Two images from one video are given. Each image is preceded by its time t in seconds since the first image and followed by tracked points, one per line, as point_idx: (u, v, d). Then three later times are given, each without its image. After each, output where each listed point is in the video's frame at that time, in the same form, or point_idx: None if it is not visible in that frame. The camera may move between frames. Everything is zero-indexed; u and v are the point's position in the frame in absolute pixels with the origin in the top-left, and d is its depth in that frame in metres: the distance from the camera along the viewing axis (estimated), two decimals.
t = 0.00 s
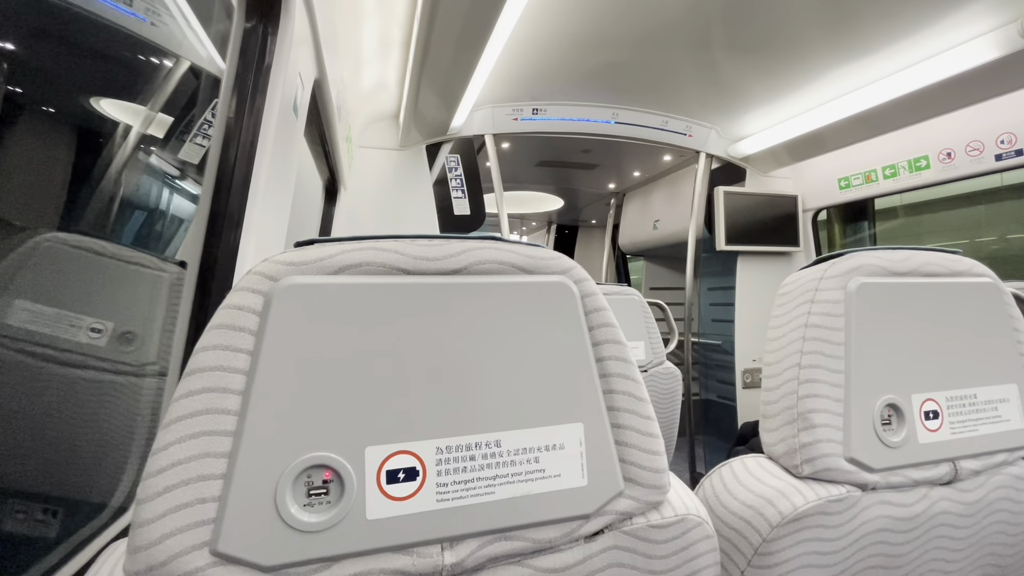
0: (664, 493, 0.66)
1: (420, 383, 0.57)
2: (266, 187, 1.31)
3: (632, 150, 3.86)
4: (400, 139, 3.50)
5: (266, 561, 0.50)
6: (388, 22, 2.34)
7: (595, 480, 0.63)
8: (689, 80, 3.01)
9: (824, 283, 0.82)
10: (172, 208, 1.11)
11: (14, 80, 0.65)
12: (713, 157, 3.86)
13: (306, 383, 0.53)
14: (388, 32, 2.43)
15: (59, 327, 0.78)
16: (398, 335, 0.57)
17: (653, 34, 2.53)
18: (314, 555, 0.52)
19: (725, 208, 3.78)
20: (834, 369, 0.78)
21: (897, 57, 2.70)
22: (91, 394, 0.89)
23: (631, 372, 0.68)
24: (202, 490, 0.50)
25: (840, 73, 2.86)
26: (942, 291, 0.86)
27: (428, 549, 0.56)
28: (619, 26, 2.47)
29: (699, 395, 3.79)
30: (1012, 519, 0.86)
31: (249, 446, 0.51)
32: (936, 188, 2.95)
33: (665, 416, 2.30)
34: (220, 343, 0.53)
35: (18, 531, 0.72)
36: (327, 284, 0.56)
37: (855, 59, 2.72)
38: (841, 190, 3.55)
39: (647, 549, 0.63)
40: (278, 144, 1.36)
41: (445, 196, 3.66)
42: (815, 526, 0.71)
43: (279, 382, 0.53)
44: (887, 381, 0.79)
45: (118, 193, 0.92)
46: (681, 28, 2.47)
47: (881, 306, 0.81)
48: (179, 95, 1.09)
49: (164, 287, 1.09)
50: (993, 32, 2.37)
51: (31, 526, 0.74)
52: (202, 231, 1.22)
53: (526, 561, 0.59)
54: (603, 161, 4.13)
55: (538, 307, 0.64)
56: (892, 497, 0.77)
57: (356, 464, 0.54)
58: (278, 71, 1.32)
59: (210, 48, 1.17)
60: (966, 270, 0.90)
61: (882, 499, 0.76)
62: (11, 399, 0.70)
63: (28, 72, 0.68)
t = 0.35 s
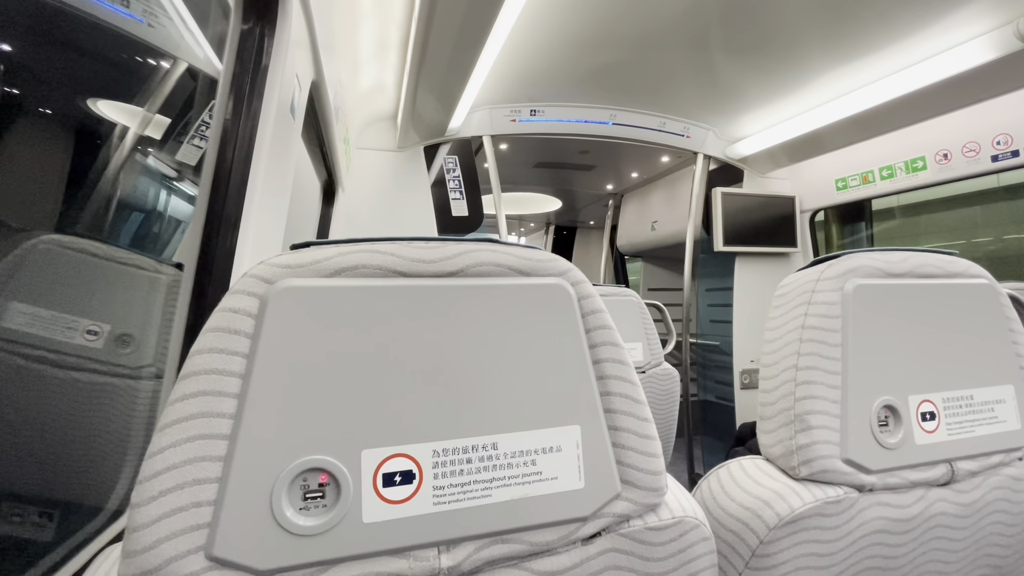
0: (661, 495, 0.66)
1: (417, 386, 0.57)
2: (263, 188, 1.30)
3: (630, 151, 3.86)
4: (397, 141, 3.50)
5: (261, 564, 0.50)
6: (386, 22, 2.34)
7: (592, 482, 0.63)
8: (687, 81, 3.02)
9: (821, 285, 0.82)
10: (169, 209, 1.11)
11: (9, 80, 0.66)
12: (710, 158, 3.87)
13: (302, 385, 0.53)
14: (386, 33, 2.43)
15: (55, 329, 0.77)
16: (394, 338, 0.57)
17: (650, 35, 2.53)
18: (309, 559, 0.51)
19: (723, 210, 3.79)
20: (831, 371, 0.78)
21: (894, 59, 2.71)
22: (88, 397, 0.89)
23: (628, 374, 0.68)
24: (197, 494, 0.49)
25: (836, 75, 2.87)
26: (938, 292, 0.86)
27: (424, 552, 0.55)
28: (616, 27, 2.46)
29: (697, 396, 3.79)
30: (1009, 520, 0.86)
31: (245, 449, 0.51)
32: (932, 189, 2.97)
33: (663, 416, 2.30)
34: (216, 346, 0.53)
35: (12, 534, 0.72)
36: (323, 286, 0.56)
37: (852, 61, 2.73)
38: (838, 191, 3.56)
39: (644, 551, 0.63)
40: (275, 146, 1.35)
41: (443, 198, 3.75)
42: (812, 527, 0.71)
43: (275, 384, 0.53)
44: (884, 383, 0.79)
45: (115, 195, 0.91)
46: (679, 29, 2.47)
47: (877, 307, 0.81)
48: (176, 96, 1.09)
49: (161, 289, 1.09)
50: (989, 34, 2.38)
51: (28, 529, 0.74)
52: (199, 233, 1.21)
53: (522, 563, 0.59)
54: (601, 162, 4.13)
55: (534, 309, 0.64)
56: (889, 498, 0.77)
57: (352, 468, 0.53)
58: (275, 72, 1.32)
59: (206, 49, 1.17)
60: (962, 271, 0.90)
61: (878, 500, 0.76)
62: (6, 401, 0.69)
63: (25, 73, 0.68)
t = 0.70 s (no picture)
0: (655, 499, 0.66)
1: (412, 391, 0.57)
2: (260, 191, 1.30)
3: (628, 153, 3.87)
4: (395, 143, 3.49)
5: (255, 570, 0.50)
6: (384, 25, 2.34)
7: (587, 487, 0.63)
8: (684, 84, 3.02)
9: (816, 289, 0.82)
10: (166, 211, 1.11)
11: (8, 82, 0.65)
12: (708, 160, 3.87)
13: (296, 391, 0.53)
14: (384, 35, 2.44)
15: (52, 332, 0.77)
16: (389, 343, 0.58)
17: (647, 36, 2.53)
18: (303, 565, 0.51)
19: (721, 211, 3.79)
20: (826, 375, 0.79)
21: (890, 62, 2.72)
22: (84, 400, 0.89)
23: (623, 378, 0.68)
24: (191, 500, 0.50)
25: (833, 77, 2.88)
26: (932, 296, 0.86)
27: (419, 557, 0.56)
28: (614, 29, 2.47)
29: (696, 397, 3.79)
30: (1004, 523, 0.86)
31: (239, 455, 0.51)
32: (928, 191, 2.99)
33: (661, 419, 2.29)
34: (212, 352, 0.53)
35: (9, 538, 0.72)
36: (318, 291, 0.56)
37: (849, 63, 2.74)
38: (835, 193, 3.57)
39: (639, 555, 0.63)
40: (272, 150, 1.36)
41: (440, 198, 3.82)
42: (807, 531, 0.71)
43: (269, 390, 0.53)
44: (878, 386, 0.80)
45: (112, 197, 0.91)
46: (676, 30, 2.47)
47: (871, 311, 0.82)
48: (174, 98, 1.09)
49: (157, 292, 1.09)
50: (984, 37, 2.39)
51: (24, 533, 0.74)
52: (196, 236, 1.21)
53: (517, 569, 0.59)
54: (599, 163, 4.14)
55: (529, 314, 0.64)
56: (883, 501, 0.77)
57: (347, 473, 0.54)
58: (272, 75, 1.32)
59: (204, 51, 1.17)
60: (955, 275, 0.91)
61: (873, 504, 0.76)
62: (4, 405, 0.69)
63: (22, 74, 0.67)
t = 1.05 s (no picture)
0: (651, 504, 0.66)
1: (408, 397, 0.57)
2: (258, 193, 1.29)
3: (625, 155, 3.87)
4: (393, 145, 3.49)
5: None
6: (382, 27, 2.34)
7: (583, 492, 0.63)
8: (682, 86, 3.03)
9: (811, 293, 0.83)
10: (164, 212, 1.11)
11: (4, 83, 0.65)
12: (706, 162, 3.88)
13: (292, 397, 0.53)
14: (382, 38, 2.44)
15: (48, 335, 0.77)
16: (385, 348, 0.58)
17: (645, 39, 2.53)
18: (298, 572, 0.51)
19: (718, 214, 3.78)
20: (821, 380, 0.79)
21: (886, 65, 2.73)
22: (81, 404, 0.88)
23: (619, 383, 0.68)
24: (186, 507, 0.49)
25: (830, 80, 2.89)
26: (927, 300, 0.87)
27: (415, 563, 0.56)
28: (612, 31, 2.47)
29: (693, 399, 3.79)
30: (999, 527, 0.86)
31: (235, 461, 0.51)
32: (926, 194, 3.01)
33: (659, 421, 2.28)
34: (207, 358, 0.53)
35: (5, 542, 0.71)
36: (314, 297, 0.56)
37: (846, 67, 2.75)
38: (832, 195, 3.58)
39: (634, 560, 0.64)
40: (270, 153, 1.36)
41: (439, 201, 3.75)
42: (803, 536, 0.72)
43: (265, 396, 0.53)
44: (873, 391, 0.80)
45: (110, 198, 0.91)
46: (673, 33, 2.48)
47: (867, 315, 0.82)
48: (172, 100, 1.08)
49: (154, 296, 1.08)
50: (980, 41, 2.40)
51: (20, 536, 0.74)
52: (193, 238, 1.21)
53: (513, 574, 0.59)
54: (597, 166, 4.14)
55: (525, 320, 0.64)
56: (879, 505, 0.77)
57: (343, 479, 0.54)
58: (270, 78, 1.32)
59: (202, 53, 1.17)
60: (950, 279, 0.91)
61: (868, 508, 0.76)
62: None
63: (18, 75, 0.67)
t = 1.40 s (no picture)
0: (646, 513, 0.66)
1: (403, 407, 0.58)
2: (255, 198, 1.29)
3: (623, 158, 3.88)
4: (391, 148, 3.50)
5: None
6: (380, 31, 2.35)
7: (578, 501, 0.63)
8: (679, 90, 3.04)
9: (805, 302, 0.83)
10: (162, 214, 1.11)
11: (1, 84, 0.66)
12: (703, 166, 3.89)
13: (287, 407, 0.54)
14: (380, 42, 2.45)
15: (44, 340, 0.77)
16: (381, 358, 0.58)
17: (643, 42, 2.54)
18: None
19: (715, 218, 3.77)
20: (815, 388, 0.79)
21: (882, 70, 2.75)
22: (76, 408, 0.88)
23: (614, 392, 0.69)
24: (181, 518, 0.50)
25: (826, 85, 2.91)
26: (920, 308, 0.87)
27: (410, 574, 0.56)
28: (609, 35, 2.48)
29: (691, 402, 3.80)
30: (992, 533, 0.87)
31: (230, 472, 0.51)
32: (922, 198, 3.01)
33: (656, 425, 2.28)
34: (202, 369, 0.53)
35: None
36: (310, 307, 0.56)
37: (842, 72, 2.76)
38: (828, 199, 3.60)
39: (628, 569, 0.64)
40: (267, 159, 1.36)
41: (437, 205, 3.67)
42: (796, 543, 0.72)
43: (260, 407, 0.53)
44: (867, 399, 0.81)
45: (106, 200, 0.91)
46: (670, 36, 2.49)
47: (860, 323, 0.83)
48: (169, 102, 1.09)
49: (150, 301, 1.08)
50: (974, 47, 2.42)
51: (15, 542, 0.74)
52: (190, 242, 1.21)
53: None
54: (595, 169, 4.16)
55: (521, 329, 0.65)
56: (872, 513, 0.78)
57: (338, 489, 0.54)
58: (268, 83, 1.30)
59: (200, 57, 1.18)
60: (943, 287, 0.92)
61: (862, 515, 0.77)
62: None
63: (14, 76, 0.68)
